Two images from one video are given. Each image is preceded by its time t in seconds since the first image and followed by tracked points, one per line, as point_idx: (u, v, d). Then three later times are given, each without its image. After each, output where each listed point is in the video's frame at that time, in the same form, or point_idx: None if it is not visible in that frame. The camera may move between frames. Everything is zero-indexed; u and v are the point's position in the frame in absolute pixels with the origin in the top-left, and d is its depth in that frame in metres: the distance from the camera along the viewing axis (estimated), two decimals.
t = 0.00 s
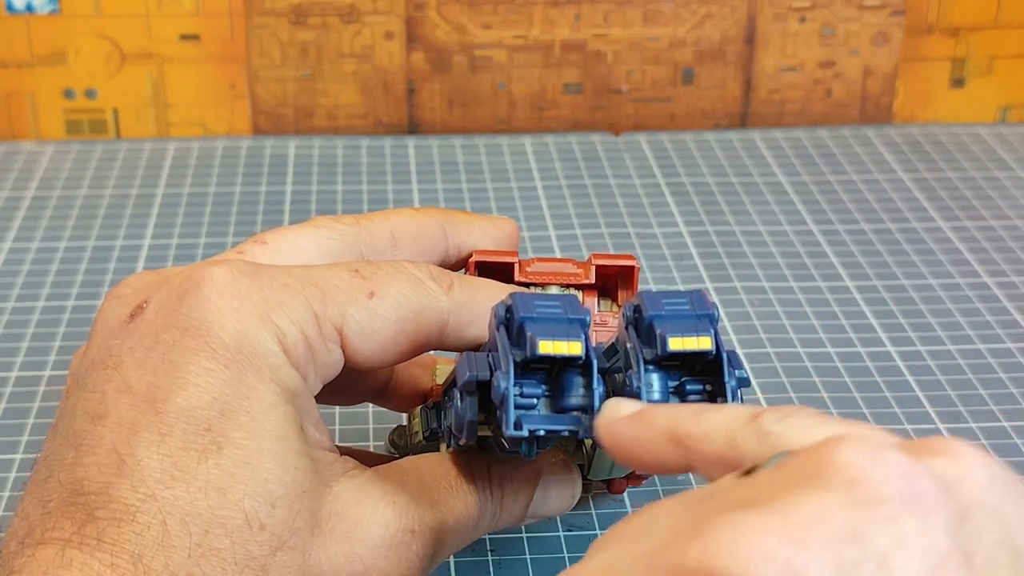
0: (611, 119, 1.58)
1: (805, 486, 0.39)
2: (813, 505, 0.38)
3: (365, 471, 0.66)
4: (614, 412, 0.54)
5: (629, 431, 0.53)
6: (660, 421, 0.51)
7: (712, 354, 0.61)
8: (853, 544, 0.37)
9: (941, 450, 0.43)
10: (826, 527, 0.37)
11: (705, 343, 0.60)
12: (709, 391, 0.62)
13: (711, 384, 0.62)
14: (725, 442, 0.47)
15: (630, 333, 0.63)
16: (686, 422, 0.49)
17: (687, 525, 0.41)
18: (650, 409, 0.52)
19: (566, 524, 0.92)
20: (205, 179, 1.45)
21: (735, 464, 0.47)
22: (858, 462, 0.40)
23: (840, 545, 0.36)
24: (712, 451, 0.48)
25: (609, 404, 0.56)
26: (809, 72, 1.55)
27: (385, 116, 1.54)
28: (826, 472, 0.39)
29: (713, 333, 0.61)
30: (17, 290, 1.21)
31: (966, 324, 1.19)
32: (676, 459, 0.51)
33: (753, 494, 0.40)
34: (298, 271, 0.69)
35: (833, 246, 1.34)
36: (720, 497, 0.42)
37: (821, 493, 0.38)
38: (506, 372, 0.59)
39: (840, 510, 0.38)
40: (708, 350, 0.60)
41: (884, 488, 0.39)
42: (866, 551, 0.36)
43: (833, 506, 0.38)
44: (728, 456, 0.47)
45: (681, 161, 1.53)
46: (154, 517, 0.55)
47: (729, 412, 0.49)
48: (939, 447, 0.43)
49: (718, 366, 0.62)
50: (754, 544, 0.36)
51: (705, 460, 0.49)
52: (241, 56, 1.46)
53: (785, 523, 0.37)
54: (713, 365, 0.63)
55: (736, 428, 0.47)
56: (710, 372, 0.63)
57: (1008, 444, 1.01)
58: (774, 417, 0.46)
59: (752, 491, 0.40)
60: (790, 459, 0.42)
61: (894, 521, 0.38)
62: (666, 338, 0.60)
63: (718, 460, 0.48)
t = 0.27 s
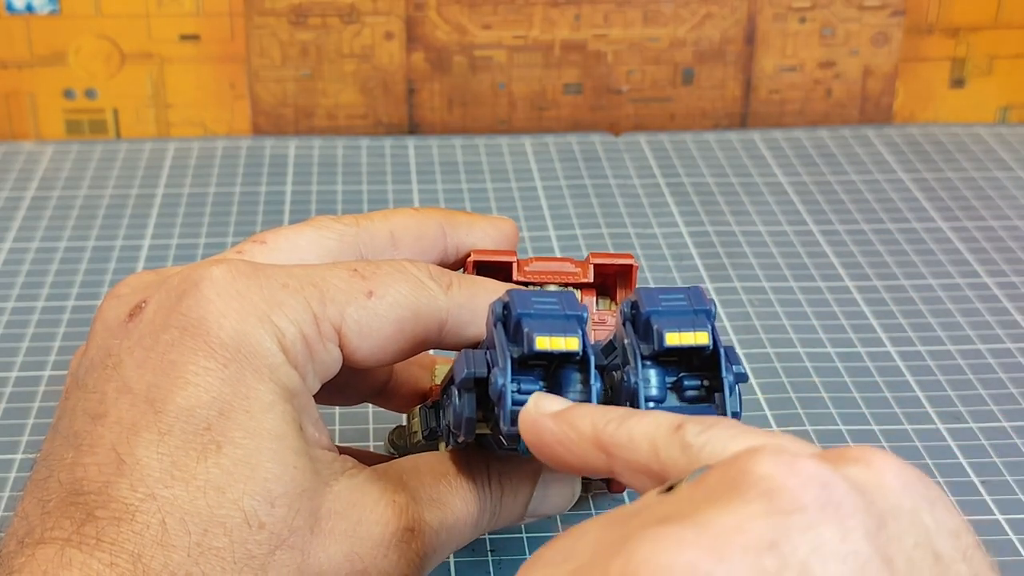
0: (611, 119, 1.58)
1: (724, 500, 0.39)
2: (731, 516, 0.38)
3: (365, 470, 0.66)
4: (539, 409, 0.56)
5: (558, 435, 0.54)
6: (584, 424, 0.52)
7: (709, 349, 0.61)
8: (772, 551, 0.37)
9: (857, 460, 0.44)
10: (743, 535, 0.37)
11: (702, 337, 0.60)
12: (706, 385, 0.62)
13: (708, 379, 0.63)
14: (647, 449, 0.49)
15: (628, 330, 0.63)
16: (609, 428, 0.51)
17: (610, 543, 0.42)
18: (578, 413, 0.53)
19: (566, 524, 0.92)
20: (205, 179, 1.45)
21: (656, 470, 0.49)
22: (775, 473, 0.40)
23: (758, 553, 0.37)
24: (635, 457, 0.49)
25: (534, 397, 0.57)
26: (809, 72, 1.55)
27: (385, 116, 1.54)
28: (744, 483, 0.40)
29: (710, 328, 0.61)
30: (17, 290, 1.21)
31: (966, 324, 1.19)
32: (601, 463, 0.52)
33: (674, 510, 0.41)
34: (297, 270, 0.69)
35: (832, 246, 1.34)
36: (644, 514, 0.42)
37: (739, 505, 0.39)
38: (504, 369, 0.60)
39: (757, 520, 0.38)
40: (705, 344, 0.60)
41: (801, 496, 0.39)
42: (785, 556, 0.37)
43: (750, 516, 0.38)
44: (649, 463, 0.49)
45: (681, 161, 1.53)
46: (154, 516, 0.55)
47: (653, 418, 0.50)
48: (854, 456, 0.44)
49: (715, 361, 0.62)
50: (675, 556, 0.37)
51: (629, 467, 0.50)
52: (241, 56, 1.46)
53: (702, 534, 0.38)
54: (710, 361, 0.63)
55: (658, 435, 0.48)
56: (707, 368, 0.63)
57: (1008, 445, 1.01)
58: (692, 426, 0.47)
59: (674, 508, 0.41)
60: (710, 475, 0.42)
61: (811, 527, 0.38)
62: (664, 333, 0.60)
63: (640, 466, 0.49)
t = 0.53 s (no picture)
0: (611, 119, 1.58)
1: (734, 501, 0.40)
2: (741, 518, 0.38)
3: (367, 473, 0.66)
4: (548, 425, 0.55)
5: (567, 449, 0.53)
6: (592, 435, 0.51)
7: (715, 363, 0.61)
8: (782, 554, 0.37)
9: (864, 464, 0.45)
10: (753, 539, 0.37)
11: (708, 351, 0.60)
12: (712, 398, 0.62)
13: (713, 392, 0.62)
14: (656, 459, 0.48)
15: (633, 341, 0.63)
16: (619, 438, 0.50)
17: (614, 544, 0.41)
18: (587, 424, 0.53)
19: (567, 524, 0.92)
20: (205, 179, 1.45)
21: (666, 480, 0.48)
22: (785, 473, 0.40)
23: (769, 556, 0.37)
24: (645, 468, 0.49)
25: (543, 415, 0.56)
26: (809, 72, 1.55)
27: (386, 116, 1.54)
28: (754, 485, 0.40)
29: (716, 342, 0.61)
30: (17, 290, 1.21)
31: (966, 324, 1.19)
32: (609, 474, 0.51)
33: (682, 511, 0.41)
34: (302, 273, 0.69)
35: (833, 246, 1.34)
36: (653, 516, 0.42)
37: (750, 506, 0.39)
38: (509, 379, 0.60)
39: (767, 522, 0.38)
40: (711, 358, 0.60)
41: (811, 500, 0.39)
42: (796, 559, 0.37)
43: (760, 518, 0.38)
44: (658, 474, 0.48)
45: (681, 161, 1.53)
46: (156, 519, 0.55)
47: (661, 429, 0.49)
48: (865, 460, 0.45)
49: (721, 374, 0.62)
50: (684, 557, 0.37)
51: (636, 477, 0.50)
52: (241, 56, 1.46)
53: (712, 536, 0.38)
54: (715, 373, 0.63)
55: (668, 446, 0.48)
56: (712, 379, 0.63)
57: (1008, 445, 1.01)
58: (700, 433, 0.47)
59: (682, 507, 0.41)
60: (719, 475, 0.42)
61: (820, 530, 0.38)
62: (670, 346, 0.59)
63: (649, 476, 0.49)
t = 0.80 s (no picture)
0: (611, 119, 1.58)
1: (863, 447, 0.40)
2: (868, 464, 0.39)
3: (370, 475, 0.67)
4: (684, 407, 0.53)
5: (699, 428, 0.51)
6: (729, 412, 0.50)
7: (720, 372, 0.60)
8: (904, 504, 0.37)
9: (996, 439, 0.45)
10: (878, 486, 0.38)
11: (714, 361, 0.59)
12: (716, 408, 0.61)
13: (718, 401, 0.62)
14: (791, 435, 0.47)
15: (639, 348, 0.63)
16: (756, 415, 0.49)
17: (729, 474, 0.42)
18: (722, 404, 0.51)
19: (566, 524, 0.92)
20: (205, 179, 1.45)
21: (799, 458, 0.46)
22: (917, 429, 0.40)
23: (891, 505, 0.37)
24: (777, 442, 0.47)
25: (679, 398, 0.54)
26: (809, 72, 1.55)
27: (386, 116, 1.54)
28: (883, 436, 0.40)
29: (723, 351, 0.60)
30: (17, 290, 1.21)
31: (966, 324, 1.19)
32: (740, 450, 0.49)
33: (806, 452, 0.41)
34: (306, 275, 0.69)
35: (833, 246, 1.34)
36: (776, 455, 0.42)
37: (877, 455, 0.39)
38: (514, 385, 0.59)
39: (894, 471, 0.38)
40: (716, 368, 0.60)
41: (941, 457, 0.39)
42: (915, 512, 0.37)
43: (888, 467, 0.38)
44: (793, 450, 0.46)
45: (681, 161, 1.53)
46: (159, 521, 0.55)
47: (792, 411, 0.48)
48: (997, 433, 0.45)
49: (726, 383, 0.62)
50: (801, 491, 0.37)
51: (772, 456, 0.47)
52: (241, 55, 1.46)
53: (837, 476, 0.38)
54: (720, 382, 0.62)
55: (802, 422, 0.47)
56: (717, 389, 0.62)
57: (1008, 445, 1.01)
58: (839, 408, 0.46)
59: (811, 449, 0.41)
60: (852, 424, 0.42)
61: (947, 488, 0.38)
62: (677, 354, 0.59)
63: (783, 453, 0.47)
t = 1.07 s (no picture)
0: (611, 119, 1.58)
1: (828, 455, 0.38)
2: (833, 474, 0.37)
3: (376, 480, 0.66)
4: (646, 419, 0.54)
5: (659, 434, 0.52)
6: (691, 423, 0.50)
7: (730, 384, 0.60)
8: (869, 515, 0.36)
9: (969, 446, 0.43)
10: (842, 497, 0.36)
11: (725, 372, 0.59)
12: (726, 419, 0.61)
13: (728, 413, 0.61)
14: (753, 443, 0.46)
15: (649, 358, 0.63)
16: (717, 427, 0.48)
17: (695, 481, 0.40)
18: (686, 416, 0.52)
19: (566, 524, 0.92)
20: (205, 179, 1.45)
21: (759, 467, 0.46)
22: (884, 437, 0.39)
23: (854, 516, 0.36)
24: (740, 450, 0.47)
25: (644, 407, 0.56)
26: (809, 72, 1.55)
27: (386, 116, 1.54)
28: (850, 445, 0.38)
29: (733, 363, 0.60)
30: (17, 290, 1.21)
31: (966, 324, 1.19)
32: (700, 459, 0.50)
33: (773, 459, 0.39)
34: (315, 279, 0.69)
35: (832, 246, 1.34)
36: (743, 463, 0.40)
37: (844, 463, 0.37)
38: (524, 395, 0.59)
39: (858, 482, 0.37)
40: (727, 380, 0.59)
41: (909, 467, 0.38)
42: (881, 523, 0.36)
43: (853, 477, 0.37)
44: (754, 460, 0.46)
45: (681, 161, 1.53)
46: (164, 525, 0.55)
47: (753, 420, 0.47)
48: (968, 441, 0.44)
49: (736, 395, 0.61)
50: (765, 505, 0.36)
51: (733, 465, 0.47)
52: (241, 55, 1.46)
53: (801, 489, 0.36)
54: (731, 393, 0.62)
55: (766, 432, 0.46)
56: (727, 400, 0.62)
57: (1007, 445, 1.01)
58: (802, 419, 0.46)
59: (776, 457, 0.39)
60: (819, 430, 0.41)
61: (914, 498, 0.37)
62: (687, 366, 0.59)
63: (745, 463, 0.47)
